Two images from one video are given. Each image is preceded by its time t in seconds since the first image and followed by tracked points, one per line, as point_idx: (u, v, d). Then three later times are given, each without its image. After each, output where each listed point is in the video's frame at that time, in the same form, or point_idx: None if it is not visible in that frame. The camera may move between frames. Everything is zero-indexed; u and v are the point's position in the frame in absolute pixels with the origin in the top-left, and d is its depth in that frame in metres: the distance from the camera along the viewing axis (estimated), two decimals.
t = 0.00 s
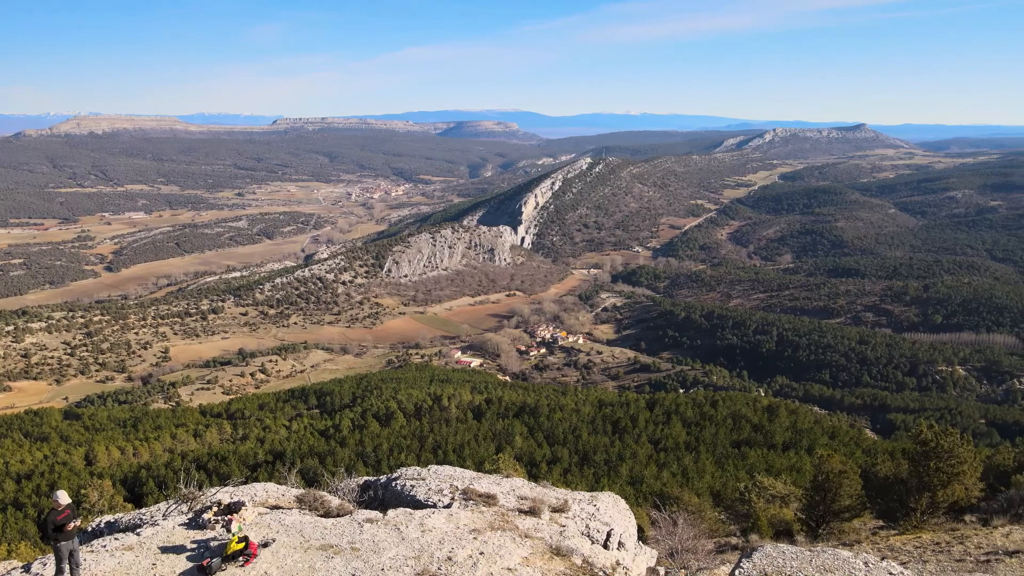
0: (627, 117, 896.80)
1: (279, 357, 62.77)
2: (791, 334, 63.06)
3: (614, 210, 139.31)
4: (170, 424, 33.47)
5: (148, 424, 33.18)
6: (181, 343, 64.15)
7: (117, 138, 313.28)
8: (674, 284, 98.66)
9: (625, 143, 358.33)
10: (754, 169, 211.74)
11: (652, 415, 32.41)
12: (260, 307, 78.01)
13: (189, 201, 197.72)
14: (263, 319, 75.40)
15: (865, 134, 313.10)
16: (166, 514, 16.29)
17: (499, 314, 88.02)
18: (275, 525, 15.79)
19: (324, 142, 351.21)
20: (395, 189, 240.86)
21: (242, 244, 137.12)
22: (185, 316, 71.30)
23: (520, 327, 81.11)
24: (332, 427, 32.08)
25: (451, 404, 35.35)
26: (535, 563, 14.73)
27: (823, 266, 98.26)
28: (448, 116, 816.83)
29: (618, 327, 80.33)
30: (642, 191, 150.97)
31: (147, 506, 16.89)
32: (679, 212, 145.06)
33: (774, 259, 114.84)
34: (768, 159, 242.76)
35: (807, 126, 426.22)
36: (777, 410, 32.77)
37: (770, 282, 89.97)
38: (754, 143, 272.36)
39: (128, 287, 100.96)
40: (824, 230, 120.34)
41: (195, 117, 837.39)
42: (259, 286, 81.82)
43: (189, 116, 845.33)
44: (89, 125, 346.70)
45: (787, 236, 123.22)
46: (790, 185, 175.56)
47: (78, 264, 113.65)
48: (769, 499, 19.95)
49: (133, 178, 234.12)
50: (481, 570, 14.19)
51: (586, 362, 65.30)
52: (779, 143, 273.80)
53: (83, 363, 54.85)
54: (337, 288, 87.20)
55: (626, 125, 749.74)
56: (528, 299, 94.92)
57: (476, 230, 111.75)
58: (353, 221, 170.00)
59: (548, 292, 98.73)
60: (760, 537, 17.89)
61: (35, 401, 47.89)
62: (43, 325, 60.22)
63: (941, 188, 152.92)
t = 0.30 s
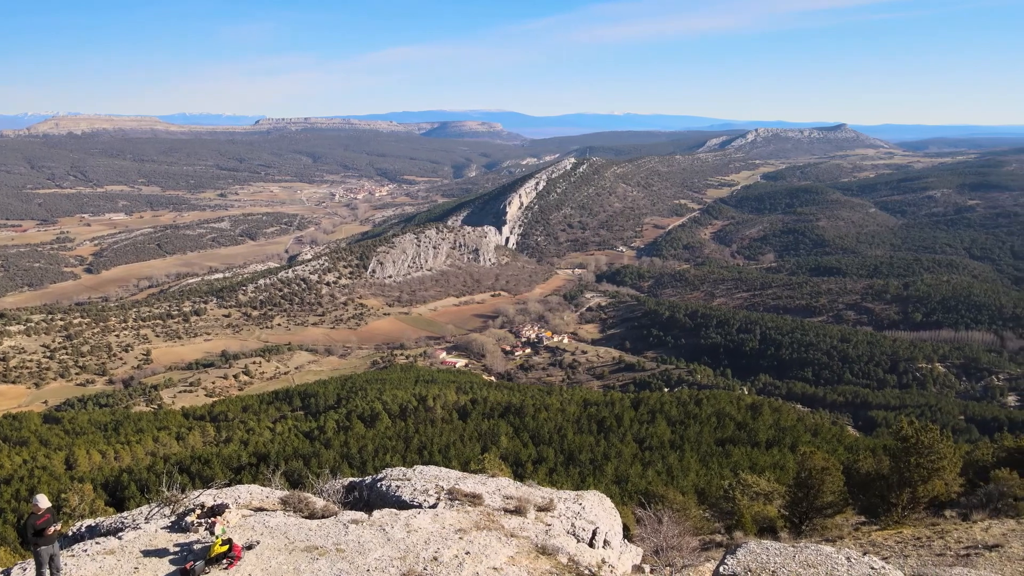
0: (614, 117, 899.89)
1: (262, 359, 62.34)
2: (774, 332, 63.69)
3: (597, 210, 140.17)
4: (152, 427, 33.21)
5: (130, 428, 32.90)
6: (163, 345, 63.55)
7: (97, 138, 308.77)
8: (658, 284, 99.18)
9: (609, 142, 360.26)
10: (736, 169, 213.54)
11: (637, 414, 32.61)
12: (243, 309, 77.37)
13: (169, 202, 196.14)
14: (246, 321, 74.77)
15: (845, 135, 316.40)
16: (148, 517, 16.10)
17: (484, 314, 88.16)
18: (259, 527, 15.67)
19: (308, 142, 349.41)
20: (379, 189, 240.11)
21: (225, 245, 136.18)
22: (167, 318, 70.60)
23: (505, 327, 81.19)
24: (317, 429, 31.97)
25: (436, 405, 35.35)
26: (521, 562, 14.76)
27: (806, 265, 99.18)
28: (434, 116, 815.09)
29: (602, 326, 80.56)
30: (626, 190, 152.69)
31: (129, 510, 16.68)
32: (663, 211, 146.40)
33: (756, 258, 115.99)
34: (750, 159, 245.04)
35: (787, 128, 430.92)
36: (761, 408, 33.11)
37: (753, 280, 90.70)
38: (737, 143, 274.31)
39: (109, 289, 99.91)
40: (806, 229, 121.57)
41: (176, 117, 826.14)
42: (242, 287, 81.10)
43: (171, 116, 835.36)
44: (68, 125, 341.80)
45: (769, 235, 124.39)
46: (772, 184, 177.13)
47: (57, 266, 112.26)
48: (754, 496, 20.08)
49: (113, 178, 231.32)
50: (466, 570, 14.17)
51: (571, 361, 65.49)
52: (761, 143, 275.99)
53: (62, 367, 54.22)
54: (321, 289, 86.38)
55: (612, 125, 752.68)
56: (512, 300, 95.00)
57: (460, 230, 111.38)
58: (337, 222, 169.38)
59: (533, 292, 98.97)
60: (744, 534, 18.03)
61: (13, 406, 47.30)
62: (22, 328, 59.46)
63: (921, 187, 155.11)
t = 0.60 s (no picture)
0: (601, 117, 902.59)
1: (245, 361, 61.95)
2: (756, 331, 64.26)
3: (581, 210, 140.62)
4: (133, 430, 32.91)
5: (111, 431, 32.59)
6: (144, 347, 62.92)
7: (76, 138, 304.51)
8: (642, 284, 99.65)
9: (593, 143, 362.13)
10: (719, 169, 215.30)
11: (621, 413, 32.81)
12: (225, 311, 76.63)
13: (150, 203, 194.17)
14: (228, 323, 74.11)
15: (826, 135, 319.70)
16: (129, 521, 15.89)
17: (467, 315, 88.20)
18: (243, 530, 15.51)
19: (293, 142, 347.44)
20: (363, 190, 239.19)
21: (206, 247, 135.08)
22: (148, 320, 69.85)
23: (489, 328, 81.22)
24: (301, 431, 31.87)
25: (421, 405, 35.33)
26: (506, 561, 14.77)
27: (788, 264, 100.10)
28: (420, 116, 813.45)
29: (586, 326, 80.82)
30: (609, 190, 153.53)
31: (109, 514, 16.48)
32: (647, 212, 147.49)
33: (739, 258, 117.01)
34: (732, 159, 247.18)
35: (768, 128, 434.10)
36: (744, 406, 33.41)
37: (736, 280, 91.47)
38: (719, 143, 276.54)
39: (89, 292, 98.76)
40: (787, 229, 122.79)
41: (155, 118, 814.43)
42: (225, 289, 80.37)
43: (152, 116, 825.05)
44: (44, 125, 336.56)
45: (751, 234, 125.53)
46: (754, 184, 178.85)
47: (35, 269, 110.68)
48: (737, 494, 20.24)
49: (92, 179, 228.33)
50: (452, 570, 14.15)
51: (555, 361, 65.62)
52: (742, 143, 278.42)
53: (40, 370, 53.55)
54: (304, 290, 85.66)
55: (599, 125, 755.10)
56: (497, 300, 95.01)
57: (444, 230, 111.02)
58: (320, 222, 168.59)
59: (517, 292, 99.15)
60: (728, 531, 18.15)
61: None
62: None
63: (899, 187, 157.34)
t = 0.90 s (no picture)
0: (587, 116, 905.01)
1: (226, 363, 61.54)
2: (738, 330, 64.82)
3: (563, 210, 141.12)
4: (111, 434, 32.57)
5: (88, 436, 32.21)
6: (122, 350, 62.17)
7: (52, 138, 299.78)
8: (624, 283, 99.99)
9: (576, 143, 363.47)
10: (700, 169, 217.04)
11: (605, 412, 33.01)
12: (205, 313, 75.78)
13: (127, 204, 191.80)
14: (208, 325, 73.38)
15: (805, 134, 323.12)
16: (108, 526, 15.71)
17: (450, 315, 88.16)
18: (224, 533, 15.35)
19: (275, 142, 344.75)
20: (344, 191, 237.78)
21: (186, 248, 133.72)
22: (126, 323, 69.02)
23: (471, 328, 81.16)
24: (283, 433, 31.72)
25: (404, 407, 35.31)
26: (489, 561, 14.77)
27: (768, 263, 101.03)
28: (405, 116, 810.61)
29: (569, 326, 80.98)
30: (591, 190, 154.28)
31: (87, 519, 16.26)
32: (629, 211, 148.42)
33: (720, 257, 118.03)
34: (713, 159, 249.21)
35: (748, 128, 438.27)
36: (726, 404, 33.71)
37: (717, 279, 92.30)
38: (700, 143, 278.62)
39: (65, 294, 97.38)
40: (767, 228, 124.05)
41: (133, 119, 803.45)
42: (204, 290, 79.49)
43: (132, 116, 813.86)
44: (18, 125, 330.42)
45: (732, 233, 126.68)
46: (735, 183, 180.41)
47: (9, 272, 108.84)
48: (719, 491, 20.42)
49: (68, 180, 224.78)
50: (435, 571, 14.11)
51: (538, 361, 65.75)
52: (723, 143, 280.64)
53: (16, 374, 52.81)
54: (285, 291, 84.92)
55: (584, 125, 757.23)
56: (479, 300, 95.02)
57: (427, 230, 110.61)
58: (301, 223, 167.66)
59: (499, 293, 99.28)
60: (709, 528, 18.33)
61: None
62: None
63: (877, 186, 159.61)
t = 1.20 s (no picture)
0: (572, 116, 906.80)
1: (205, 366, 61.04)
2: (718, 328, 65.37)
3: (544, 210, 141.50)
4: (88, 439, 32.19)
5: (64, 440, 31.81)
6: (99, 353, 61.34)
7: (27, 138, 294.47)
8: (605, 283, 100.32)
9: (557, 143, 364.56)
10: (680, 169, 218.62)
11: (587, 412, 33.22)
12: (184, 315, 74.97)
13: (102, 206, 189.01)
14: (186, 327, 72.59)
15: (782, 135, 326.70)
16: (85, 532, 15.51)
17: (431, 316, 88.05)
18: (204, 537, 15.17)
19: (255, 142, 341.61)
20: (325, 192, 236.16)
21: (163, 251, 132.21)
22: (103, 326, 68.14)
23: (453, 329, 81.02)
24: (263, 435, 31.58)
25: (386, 408, 35.29)
26: (472, 561, 14.77)
27: (747, 262, 101.91)
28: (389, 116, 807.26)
29: (551, 326, 81.08)
30: (572, 191, 154.88)
31: (62, 525, 16.02)
32: (609, 211, 149.25)
33: (700, 256, 118.94)
34: (693, 159, 251.21)
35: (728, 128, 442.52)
36: (707, 402, 34.02)
37: (697, 279, 93.04)
38: (679, 143, 280.72)
39: (38, 297, 95.81)
40: (746, 227, 125.23)
41: (110, 119, 789.90)
42: (182, 292, 78.58)
43: (110, 116, 801.21)
44: None
45: (712, 232, 127.78)
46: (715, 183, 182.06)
47: None
48: (700, 488, 20.59)
49: (42, 180, 220.79)
50: (418, 571, 14.03)
51: (520, 361, 65.83)
52: (702, 143, 282.90)
53: None
54: (265, 293, 84.12)
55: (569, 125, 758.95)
56: (461, 301, 95.17)
57: (408, 231, 110.15)
58: (280, 224, 166.37)
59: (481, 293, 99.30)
60: (691, 526, 18.46)
61: None
62: None
63: (854, 185, 161.86)
